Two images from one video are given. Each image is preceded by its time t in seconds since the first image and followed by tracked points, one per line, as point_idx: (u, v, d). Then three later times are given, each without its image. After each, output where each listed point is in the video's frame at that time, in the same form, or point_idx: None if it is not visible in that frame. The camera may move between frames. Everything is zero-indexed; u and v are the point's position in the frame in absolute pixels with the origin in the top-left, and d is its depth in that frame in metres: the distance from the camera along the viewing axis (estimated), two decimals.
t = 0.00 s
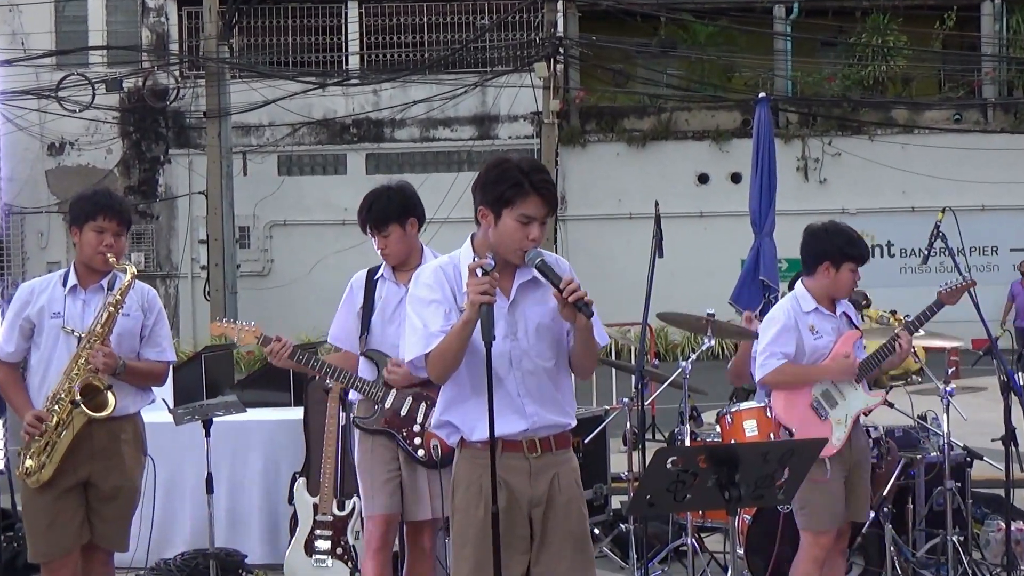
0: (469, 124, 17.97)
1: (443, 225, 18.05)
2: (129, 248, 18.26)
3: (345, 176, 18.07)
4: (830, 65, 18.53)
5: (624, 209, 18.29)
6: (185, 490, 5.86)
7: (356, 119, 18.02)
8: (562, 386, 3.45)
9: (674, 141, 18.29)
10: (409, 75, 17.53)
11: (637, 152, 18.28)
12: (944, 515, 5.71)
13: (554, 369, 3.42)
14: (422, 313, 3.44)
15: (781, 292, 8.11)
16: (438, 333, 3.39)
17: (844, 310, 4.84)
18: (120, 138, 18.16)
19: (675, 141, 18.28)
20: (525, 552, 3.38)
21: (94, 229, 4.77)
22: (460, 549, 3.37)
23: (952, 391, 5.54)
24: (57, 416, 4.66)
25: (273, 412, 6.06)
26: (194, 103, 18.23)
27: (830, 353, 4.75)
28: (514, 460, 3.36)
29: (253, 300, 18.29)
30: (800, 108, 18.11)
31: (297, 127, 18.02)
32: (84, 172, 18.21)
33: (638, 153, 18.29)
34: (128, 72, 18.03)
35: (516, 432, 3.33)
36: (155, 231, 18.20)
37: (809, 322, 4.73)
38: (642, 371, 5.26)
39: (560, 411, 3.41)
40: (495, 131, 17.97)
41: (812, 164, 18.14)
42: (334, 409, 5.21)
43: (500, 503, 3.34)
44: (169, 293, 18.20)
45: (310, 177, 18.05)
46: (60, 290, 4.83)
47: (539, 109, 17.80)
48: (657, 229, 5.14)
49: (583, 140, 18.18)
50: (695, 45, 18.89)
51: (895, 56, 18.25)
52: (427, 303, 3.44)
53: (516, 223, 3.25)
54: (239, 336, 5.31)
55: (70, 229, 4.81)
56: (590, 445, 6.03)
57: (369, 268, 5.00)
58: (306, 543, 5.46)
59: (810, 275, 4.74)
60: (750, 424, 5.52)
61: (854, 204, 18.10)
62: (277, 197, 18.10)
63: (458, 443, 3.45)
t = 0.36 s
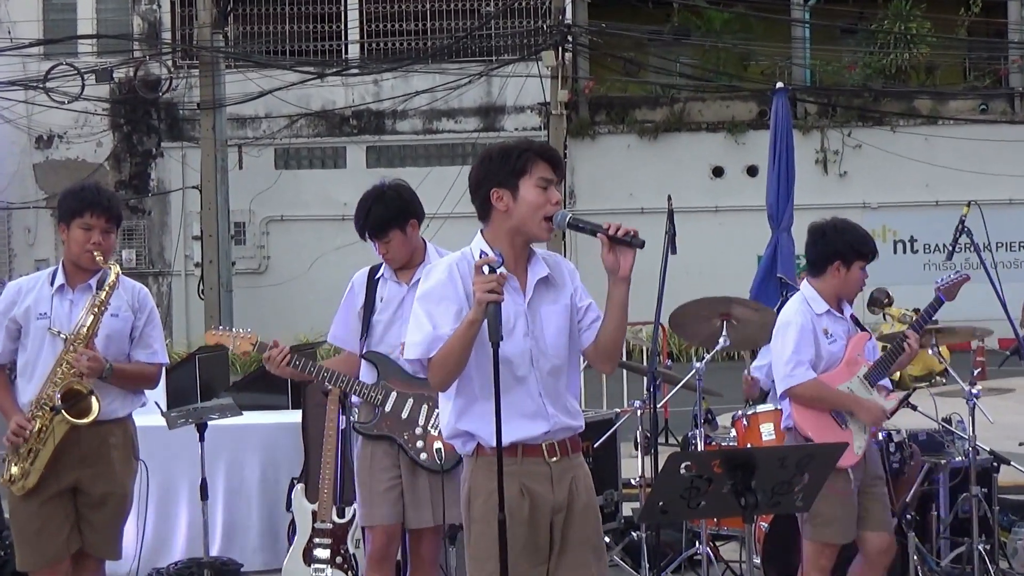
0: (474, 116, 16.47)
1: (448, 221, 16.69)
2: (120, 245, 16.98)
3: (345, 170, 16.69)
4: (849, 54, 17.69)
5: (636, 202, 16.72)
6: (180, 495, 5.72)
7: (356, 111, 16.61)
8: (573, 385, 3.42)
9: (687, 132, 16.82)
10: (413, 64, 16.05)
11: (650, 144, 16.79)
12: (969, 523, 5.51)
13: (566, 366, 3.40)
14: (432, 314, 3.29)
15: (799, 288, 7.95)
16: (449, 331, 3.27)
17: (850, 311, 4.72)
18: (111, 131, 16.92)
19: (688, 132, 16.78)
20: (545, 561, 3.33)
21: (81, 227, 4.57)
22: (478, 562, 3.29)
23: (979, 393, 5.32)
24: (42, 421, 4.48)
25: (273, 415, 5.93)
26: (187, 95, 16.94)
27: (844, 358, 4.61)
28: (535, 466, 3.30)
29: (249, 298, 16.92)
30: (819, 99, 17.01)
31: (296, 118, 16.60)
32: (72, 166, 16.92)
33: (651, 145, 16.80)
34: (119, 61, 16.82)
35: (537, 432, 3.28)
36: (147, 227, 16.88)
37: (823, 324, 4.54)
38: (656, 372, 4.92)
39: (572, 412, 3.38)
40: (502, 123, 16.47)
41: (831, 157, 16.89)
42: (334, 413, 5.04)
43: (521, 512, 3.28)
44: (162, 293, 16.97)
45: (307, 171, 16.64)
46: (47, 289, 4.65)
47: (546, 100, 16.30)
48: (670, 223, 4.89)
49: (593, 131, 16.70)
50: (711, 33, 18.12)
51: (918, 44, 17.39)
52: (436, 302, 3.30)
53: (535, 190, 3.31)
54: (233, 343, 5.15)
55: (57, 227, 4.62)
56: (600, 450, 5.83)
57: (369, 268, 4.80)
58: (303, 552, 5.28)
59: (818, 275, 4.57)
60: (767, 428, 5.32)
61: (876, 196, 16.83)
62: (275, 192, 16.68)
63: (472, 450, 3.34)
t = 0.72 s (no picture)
0: (478, 108, 14.49)
1: (451, 216, 14.62)
2: (109, 243, 15.05)
3: (344, 165, 14.70)
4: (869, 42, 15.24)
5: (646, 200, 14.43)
6: (174, 502, 5.55)
7: (355, 103, 14.64)
8: (581, 386, 3.21)
9: (700, 126, 14.47)
10: (413, 54, 14.10)
11: (660, 139, 14.46)
12: (996, 532, 5.34)
13: (576, 365, 3.18)
14: (435, 320, 3.08)
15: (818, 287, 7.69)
16: (453, 338, 3.05)
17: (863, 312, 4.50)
18: (100, 123, 14.90)
19: (702, 126, 14.43)
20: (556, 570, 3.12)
21: (69, 224, 4.32)
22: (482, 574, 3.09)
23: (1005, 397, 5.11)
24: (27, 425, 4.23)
25: (270, 419, 5.74)
26: (180, 86, 14.98)
27: (864, 362, 4.31)
28: (544, 471, 3.09)
29: (239, 304, 15.01)
30: (837, 88, 14.56)
31: (292, 110, 14.69)
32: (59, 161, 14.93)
33: (662, 140, 14.47)
34: (108, 50, 14.94)
35: (550, 438, 3.07)
36: (138, 224, 14.96)
37: (841, 326, 4.29)
38: (666, 376, 4.77)
39: (581, 414, 3.17)
40: (506, 116, 14.47)
41: (851, 151, 14.57)
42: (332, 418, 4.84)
43: (531, 522, 3.07)
44: (153, 292, 14.99)
45: (306, 166, 14.71)
46: (35, 289, 4.41)
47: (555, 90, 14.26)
48: (683, 220, 4.63)
49: (602, 124, 14.36)
50: (725, 21, 15.79)
51: (940, 32, 15.07)
52: (437, 308, 3.08)
53: (532, 179, 3.11)
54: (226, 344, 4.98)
55: (44, 224, 4.38)
56: (610, 457, 5.64)
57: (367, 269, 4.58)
58: (302, 562, 5.13)
59: (834, 276, 4.33)
60: (784, 434, 5.12)
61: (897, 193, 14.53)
62: (269, 189, 14.79)
63: (481, 459, 3.12)
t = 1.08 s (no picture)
0: (482, 100, 14.30)
1: (454, 214, 14.38)
2: (97, 242, 14.67)
3: (342, 160, 14.47)
4: (889, 32, 14.82)
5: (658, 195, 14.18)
6: (166, 510, 5.41)
7: (354, 95, 14.45)
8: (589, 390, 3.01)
9: (713, 118, 14.21)
10: (415, 44, 13.92)
11: (672, 132, 14.22)
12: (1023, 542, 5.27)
13: (582, 369, 2.99)
14: (440, 323, 2.88)
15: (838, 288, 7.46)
16: (457, 342, 2.86)
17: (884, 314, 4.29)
18: (88, 116, 14.55)
19: (715, 119, 14.19)
20: None
21: (57, 221, 4.03)
22: None
23: None
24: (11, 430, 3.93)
25: (268, 425, 5.57)
26: (171, 77, 14.62)
27: (885, 364, 4.13)
28: (544, 477, 2.89)
29: (234, 302, 14.75)
30: (857, 80, 14.08)
31: (288, 103, 14.49)
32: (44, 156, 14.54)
33: (673, 133, 14.23)
34: (96, 40, 14.59)
35: (555, 445, 2.88)
36: (127, 222, 14.59)
37: (861, 328, 4.07)
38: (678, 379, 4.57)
39: (585, 419, 2.98)
40: (511, 108, 14.28)
41: (870, 144, 14.11)
42: (330, 423, 4.67)
43: (531, 531, 2.87)
44: (144, 293, 14.67)
45: (301, 160, 14.51)
46: (21, 288, 4.13)
47: (562, 81, 14.07)
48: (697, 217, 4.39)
49: (611, 117, 14.17)
50: (740, 11, 15.30)
51: (965, 21, 14.58)
52: (441, 310, 2.88)
53: (538, 176, 2.91)
54: (221, 342, 4.76)
55: (32, 221, 4.09)
56: (619, 464, 5.49)
57: (366, 271, 4.40)
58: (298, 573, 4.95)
59: (853, 276, 4.12)
60: (801, 440, 4.96)
61: (918, 188, 14.02)
62: (265, 184, 14.56)
63: (484, 468, 2.92)
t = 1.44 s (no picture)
0: (483, 95, 14.13)
1: (454, 212, 14.20)
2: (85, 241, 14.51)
3: (338, 157, 14.33)
4: (905, 24, 14.68)
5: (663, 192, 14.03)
6: (156, 519, 5.29)
7: (349, 90, 14.28)
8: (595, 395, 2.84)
9: (722, 113, 14.04)
10: (414, 37, 13.71)
11: (680, 127, 14.05)
12: None
13: (586, 373, 2.82)
14: (437, 326, 2.72)
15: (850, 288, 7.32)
16: (455, 346, 2.70)
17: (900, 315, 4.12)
18: (75, 112, 14.39)
19: (723, 115, 14.02)
20: None
21: (41, 220, 3.87)
22: None
23: None
24: None
25: (262, 431, 5.45)
26: (161, 72, 14.50)
27: (897, 368, 3.93)
28: (546, 486, 2.73)
29: (228, 302, 14.61)
30: (870, 75, 14.07)
31: (281, 98, 14.32)
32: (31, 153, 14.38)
33: (680, 129, 14.06)
34: (83, 33, 14.42)
35: (556, 453, 2.72)
36: (115, 220, 14.44)
37: (876, 329, 3.89)
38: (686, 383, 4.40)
39: (589, 424, 2.81)
40: (512, 103, 14.11)
41: (885, 140, 13.92)
42: (326, 427, 4.52)
43: (531, 541, 2.71)
44: (132, 294, 14.52)
45: (294, 157, 14.35)
46: (4, 290, 3.98)
47: (565, 75, 13.89)
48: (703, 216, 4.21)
49: (616, 112, 14.01)
50: (748, 3, 15.18)
51: (983, 13, 14.44)
52: (437, 311, 2.72)
53: (541, 174, 2.74)
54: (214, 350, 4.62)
55: (15, 220, 3.93)
56: (624, 471, 5.37)
57: (363, 271, 4.23)
58: None
59: (867, 278, 3.92)
60: (813, 447, 4.80)
61: (934, 185, 13.84)
62: (257, 181, 14.41)
63: (481, 475, 2.76)
